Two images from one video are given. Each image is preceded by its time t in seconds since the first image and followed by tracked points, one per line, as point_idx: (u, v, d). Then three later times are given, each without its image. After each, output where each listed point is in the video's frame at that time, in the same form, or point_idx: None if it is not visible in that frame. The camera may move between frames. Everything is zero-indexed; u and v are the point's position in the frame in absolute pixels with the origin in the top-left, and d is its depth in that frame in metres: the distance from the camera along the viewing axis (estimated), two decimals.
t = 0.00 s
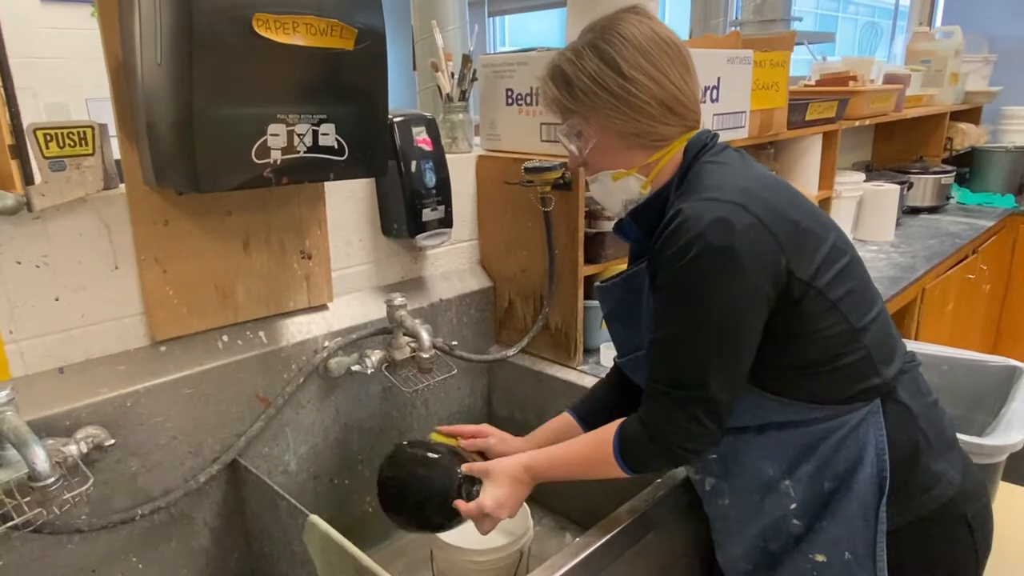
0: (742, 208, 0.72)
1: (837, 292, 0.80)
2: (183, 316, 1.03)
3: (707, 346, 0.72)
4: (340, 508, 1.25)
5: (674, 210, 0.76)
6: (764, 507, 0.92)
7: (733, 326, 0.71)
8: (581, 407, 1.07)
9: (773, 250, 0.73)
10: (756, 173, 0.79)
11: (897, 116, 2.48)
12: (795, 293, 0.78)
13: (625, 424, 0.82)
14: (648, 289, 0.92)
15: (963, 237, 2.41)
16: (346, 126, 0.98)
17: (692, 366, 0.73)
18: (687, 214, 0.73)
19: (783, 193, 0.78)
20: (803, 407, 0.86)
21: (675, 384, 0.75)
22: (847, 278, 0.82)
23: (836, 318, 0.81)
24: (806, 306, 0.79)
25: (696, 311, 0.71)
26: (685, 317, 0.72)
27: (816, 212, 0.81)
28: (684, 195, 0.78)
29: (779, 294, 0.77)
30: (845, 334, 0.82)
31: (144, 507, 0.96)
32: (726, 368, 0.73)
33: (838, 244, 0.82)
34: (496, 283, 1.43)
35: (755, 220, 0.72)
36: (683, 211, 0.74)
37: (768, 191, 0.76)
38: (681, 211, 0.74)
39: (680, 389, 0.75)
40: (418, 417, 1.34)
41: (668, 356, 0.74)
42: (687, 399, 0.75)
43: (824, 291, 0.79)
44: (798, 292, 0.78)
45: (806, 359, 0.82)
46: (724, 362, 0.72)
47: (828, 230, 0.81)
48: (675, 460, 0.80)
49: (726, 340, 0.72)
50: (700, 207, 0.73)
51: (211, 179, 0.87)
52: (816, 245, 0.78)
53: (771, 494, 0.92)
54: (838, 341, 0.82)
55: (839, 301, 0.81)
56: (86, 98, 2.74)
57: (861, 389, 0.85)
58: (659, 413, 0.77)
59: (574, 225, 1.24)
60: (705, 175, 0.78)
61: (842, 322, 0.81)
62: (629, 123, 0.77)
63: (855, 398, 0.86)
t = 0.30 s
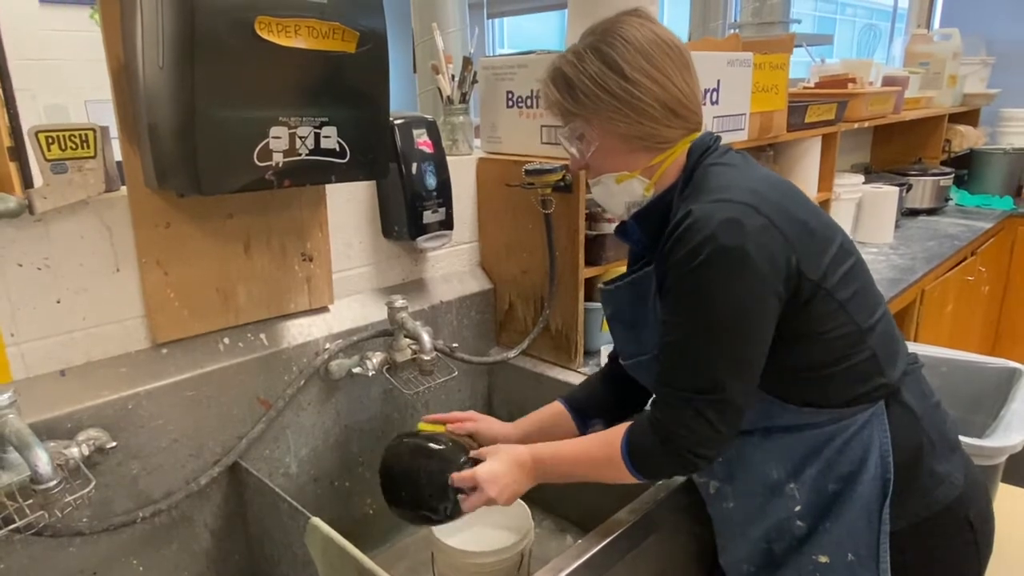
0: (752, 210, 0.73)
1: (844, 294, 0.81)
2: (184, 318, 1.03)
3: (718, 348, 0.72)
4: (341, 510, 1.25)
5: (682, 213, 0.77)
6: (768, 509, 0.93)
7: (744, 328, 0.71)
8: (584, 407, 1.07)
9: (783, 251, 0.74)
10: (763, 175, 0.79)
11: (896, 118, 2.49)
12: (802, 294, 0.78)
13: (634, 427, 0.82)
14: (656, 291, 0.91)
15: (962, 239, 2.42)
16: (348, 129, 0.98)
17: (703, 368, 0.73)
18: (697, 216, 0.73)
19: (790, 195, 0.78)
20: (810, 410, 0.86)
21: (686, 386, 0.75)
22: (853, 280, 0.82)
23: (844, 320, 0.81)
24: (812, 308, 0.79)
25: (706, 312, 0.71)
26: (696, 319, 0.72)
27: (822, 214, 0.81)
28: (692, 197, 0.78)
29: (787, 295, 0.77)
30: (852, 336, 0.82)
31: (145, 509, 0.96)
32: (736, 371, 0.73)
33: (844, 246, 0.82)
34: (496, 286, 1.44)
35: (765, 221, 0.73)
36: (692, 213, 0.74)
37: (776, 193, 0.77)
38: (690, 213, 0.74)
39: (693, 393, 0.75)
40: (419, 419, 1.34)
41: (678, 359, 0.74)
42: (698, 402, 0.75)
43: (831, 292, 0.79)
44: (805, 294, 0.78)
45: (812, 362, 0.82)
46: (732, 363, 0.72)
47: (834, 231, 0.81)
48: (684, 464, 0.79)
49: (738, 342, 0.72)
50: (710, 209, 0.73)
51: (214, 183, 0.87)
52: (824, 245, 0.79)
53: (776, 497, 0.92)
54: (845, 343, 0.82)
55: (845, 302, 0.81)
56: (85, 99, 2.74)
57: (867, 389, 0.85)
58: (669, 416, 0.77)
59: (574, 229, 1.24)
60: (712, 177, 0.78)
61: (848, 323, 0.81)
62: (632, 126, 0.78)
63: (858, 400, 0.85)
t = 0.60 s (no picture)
0: (761, 210, 0.73)
1: (851, 296, 0.81)
2: (185, 321, 1.04)
3: (725, 344, 0.72)
4: (341, 512, 1.25)
5: (692, 213, 0.77)
6: (771, 510, 0.93)
7: (751, 328, 0.72)
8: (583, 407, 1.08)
9: (792, 252, 0.74)
10: (772, 176, 0.80)
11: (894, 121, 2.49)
12: (810, 296, 0.78)
13: (629, 425, 0.83)
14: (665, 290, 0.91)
15: (960, 240, 2.42)
16: (349, 132, 0.98)
17: (706, 367, 0.73)
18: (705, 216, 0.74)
19: (799, 195, 0.79)
20: (817, 410, 0.86)
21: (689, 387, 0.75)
22: (859, 281, 0.83)
23: (851, 321, 0.81)
24: (818, 310, 0.79)
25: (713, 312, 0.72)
26: (703, 318, 0.72)
27: (831, 216, 0.82)
28: (700, 198, 0.78)
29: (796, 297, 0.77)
30: (858, 338, 0.82)
31: (146, 512, 0.96)
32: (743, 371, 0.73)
33: (851, 249, 0.83)
34: (495, 287, 1.44)
35: (774, 221, 0.73)
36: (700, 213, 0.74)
37: (785, 194, 0.77)
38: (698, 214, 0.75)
39: (687, 388, 0.75)
40: (418, 421, 1.34)
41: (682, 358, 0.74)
42: (697, 400, 0.75)
43: (838, 294, 0.80)
44: (812, 295, 0.78)
45: (818, 363, 0.83)
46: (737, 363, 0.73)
47: (842, 234, 0.82)
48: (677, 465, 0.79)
49: (744, 340, 0.72)
50: (720, 208, 0.74)
51: (214, 185, 0.87)
52: (832, 247, 0.79)
53: (779, 497, 0.92)
54: (851, 344, 0.82)
55: (852, 304, 0.81)
56: (83, 101, 2.74)
57: (873, 389, 0.86)
58: (666, 412, 0.78)
59: (574, 232, 1.24)
60: (722, 177, 0.78)
61: (855, 325, 0.82)
62: (640, 125, 0.78)
63: (864, 401, 0.86)
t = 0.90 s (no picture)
0: (780, 198, 0.75)
1: (863, 295, 0.82)
2: (186, 323, 1.04)
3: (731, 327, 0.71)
4: (341, 514, 1.25)
5: (710, 201, 0.79)
6: (775, 509, 0.92)
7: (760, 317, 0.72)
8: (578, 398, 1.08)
9: (807, 243, 0.75)
10: (788, 173, 0.81)
11: (891, 123, 2.50)
12: (823, 293, 0.78)
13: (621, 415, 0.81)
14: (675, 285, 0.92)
15: (958, 242, 2.43)
16: (349, 135, 0.99)
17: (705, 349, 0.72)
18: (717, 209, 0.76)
19: (815, 192, 0.79)
20: (823, 407, 0.87)
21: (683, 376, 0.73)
22: (873, 281, 0.83)
23: (863, 319, 0.82)
24: (829, 308, 0.80)
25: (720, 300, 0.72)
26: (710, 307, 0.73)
27: (847, 216, 0.82)
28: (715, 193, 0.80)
29: (809, 293, 0.77)
30: (869, 337, 0.83)
31: (146, 514, 0.96)
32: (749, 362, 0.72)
33: (866, 249, 0.83)
34: (494, 290, 1.44)
35: (786, 213, 0.75)
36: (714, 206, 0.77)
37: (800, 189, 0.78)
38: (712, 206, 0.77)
39: (690, 366, 0.72)
40: (418, 423, 1.35)
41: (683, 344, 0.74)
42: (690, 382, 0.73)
43: (851, 293, 0.80)
44: (824, 292, 0.78)
45: (830, 360, 0.83)
46: (740, 349, 0.71)
47: (857, 234, 0.82)
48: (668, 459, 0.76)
49: (749, 322, 0.72)
50: (737, 197, 0.76)
51: (215, 188, 0.88)
52: (846, 245, 0.79)
53: (782, 497, 0.92)
54: (863, 342, 0.83)
55: (864, 302, 0.82)
56: (81, 104, 2.74)
57: (879, 391, 0.87)
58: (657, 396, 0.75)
59: (573, 237, 1.25)
60: (736, 173, 0.80)
61: (866, 324, 0.82)
62: (655, 120, 0.78)
63: (870, 401, 0.87)
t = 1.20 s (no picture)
0: (779, 194, 0.76)
1: (862, 294, 0.82)
2: (185, 326, 1.04)
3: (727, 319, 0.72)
4: (340, 516, 1.25)
5: (709, 198, 0.80)
6: (775, 510, 0.93)
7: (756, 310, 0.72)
8: (577, 395, 1.09)
9: (805, 240, 0.76)
10: (788, 172, 0.81)
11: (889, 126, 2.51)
12: (821, 290, 0.79)
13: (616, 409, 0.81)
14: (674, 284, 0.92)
15: (956, 244, 2.44)
16: (348, 139, 1.00)
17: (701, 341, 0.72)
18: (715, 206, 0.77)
19: (815, 191, 0.80)
20: (820, 406, 0.87)
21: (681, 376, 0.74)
22: (872, 280, 0.84)
23: (861, 317, 0.82)
24: (826, 307, 0.80)
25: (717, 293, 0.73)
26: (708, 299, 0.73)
27: (846, 215, 0.82)
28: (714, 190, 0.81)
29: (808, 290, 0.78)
30: (867, 335, 0.83)
31: (146, 516, 0.96)
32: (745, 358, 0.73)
33: (865, 249, 0.84)
34: (491, 291, 1.45)
35: (785, 209, 0.75)
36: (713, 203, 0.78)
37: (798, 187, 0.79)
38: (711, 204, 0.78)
39: (685, 356, 0.73)
40: (417, 425, 1.35)
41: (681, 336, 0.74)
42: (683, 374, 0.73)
43: (849, 291, 0.80)
44: (822, 289, 0.79)
45: (828, 358, 0.84)
46: (736, 342, 0.72)
47: (856, 234, 0.82)
48: (663, 453, 0.76)
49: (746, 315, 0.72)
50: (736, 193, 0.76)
51: (215, 191, 0.89)
52: (844, 243, 0.80)
53: (782, 498, 0.92)
54: (861, 340, 0.83)
55: (863, 301, 0.82)
56: (81, 108, 2.75)
57: (879, 390, 0.87)
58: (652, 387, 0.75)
59: (573, 234, 1.25)
60: (735, 171, 0.81)
61: (864, 322, 0.83)
62: (652, 122, 0.79)
63: (869, 401, 0.87)
